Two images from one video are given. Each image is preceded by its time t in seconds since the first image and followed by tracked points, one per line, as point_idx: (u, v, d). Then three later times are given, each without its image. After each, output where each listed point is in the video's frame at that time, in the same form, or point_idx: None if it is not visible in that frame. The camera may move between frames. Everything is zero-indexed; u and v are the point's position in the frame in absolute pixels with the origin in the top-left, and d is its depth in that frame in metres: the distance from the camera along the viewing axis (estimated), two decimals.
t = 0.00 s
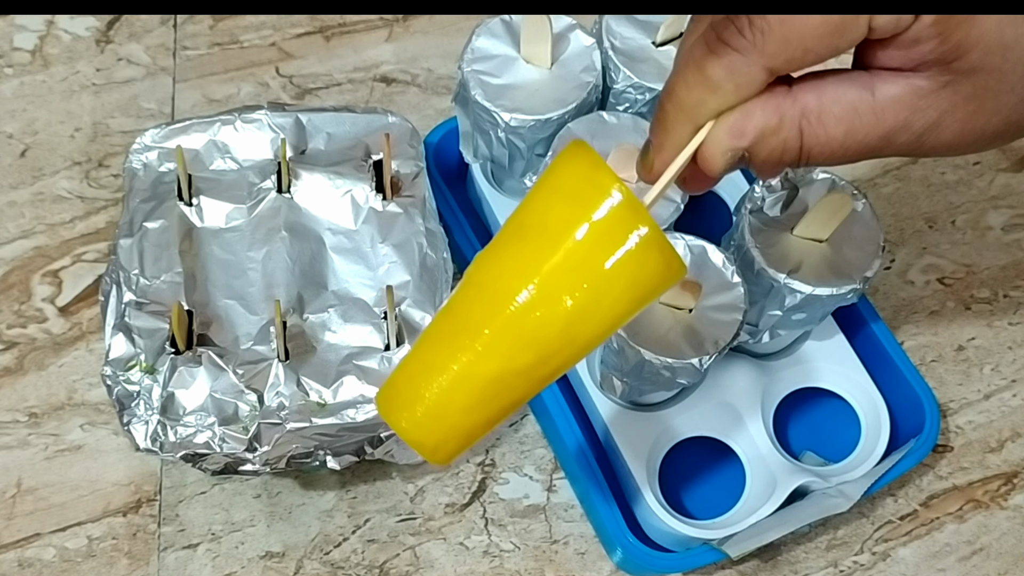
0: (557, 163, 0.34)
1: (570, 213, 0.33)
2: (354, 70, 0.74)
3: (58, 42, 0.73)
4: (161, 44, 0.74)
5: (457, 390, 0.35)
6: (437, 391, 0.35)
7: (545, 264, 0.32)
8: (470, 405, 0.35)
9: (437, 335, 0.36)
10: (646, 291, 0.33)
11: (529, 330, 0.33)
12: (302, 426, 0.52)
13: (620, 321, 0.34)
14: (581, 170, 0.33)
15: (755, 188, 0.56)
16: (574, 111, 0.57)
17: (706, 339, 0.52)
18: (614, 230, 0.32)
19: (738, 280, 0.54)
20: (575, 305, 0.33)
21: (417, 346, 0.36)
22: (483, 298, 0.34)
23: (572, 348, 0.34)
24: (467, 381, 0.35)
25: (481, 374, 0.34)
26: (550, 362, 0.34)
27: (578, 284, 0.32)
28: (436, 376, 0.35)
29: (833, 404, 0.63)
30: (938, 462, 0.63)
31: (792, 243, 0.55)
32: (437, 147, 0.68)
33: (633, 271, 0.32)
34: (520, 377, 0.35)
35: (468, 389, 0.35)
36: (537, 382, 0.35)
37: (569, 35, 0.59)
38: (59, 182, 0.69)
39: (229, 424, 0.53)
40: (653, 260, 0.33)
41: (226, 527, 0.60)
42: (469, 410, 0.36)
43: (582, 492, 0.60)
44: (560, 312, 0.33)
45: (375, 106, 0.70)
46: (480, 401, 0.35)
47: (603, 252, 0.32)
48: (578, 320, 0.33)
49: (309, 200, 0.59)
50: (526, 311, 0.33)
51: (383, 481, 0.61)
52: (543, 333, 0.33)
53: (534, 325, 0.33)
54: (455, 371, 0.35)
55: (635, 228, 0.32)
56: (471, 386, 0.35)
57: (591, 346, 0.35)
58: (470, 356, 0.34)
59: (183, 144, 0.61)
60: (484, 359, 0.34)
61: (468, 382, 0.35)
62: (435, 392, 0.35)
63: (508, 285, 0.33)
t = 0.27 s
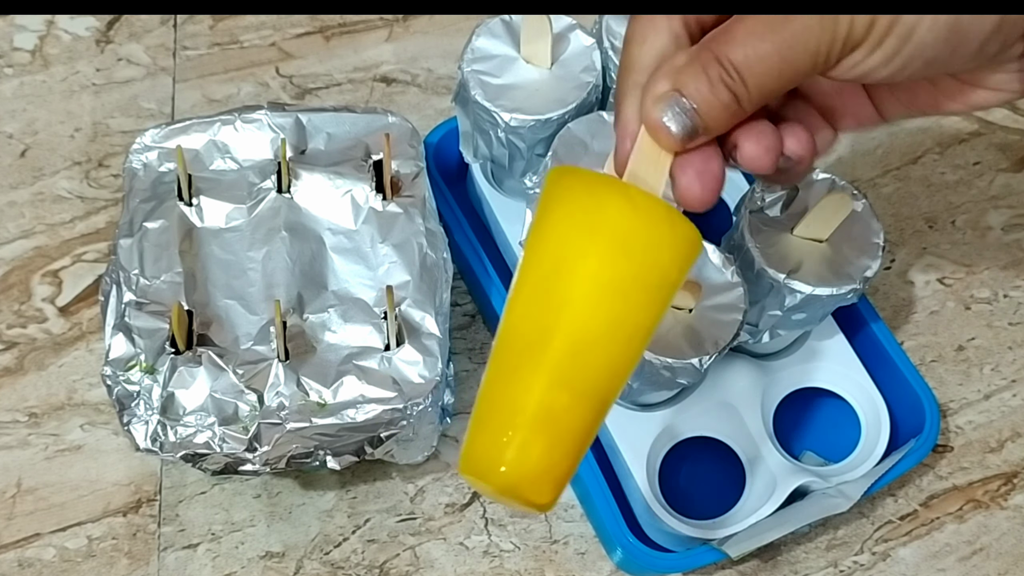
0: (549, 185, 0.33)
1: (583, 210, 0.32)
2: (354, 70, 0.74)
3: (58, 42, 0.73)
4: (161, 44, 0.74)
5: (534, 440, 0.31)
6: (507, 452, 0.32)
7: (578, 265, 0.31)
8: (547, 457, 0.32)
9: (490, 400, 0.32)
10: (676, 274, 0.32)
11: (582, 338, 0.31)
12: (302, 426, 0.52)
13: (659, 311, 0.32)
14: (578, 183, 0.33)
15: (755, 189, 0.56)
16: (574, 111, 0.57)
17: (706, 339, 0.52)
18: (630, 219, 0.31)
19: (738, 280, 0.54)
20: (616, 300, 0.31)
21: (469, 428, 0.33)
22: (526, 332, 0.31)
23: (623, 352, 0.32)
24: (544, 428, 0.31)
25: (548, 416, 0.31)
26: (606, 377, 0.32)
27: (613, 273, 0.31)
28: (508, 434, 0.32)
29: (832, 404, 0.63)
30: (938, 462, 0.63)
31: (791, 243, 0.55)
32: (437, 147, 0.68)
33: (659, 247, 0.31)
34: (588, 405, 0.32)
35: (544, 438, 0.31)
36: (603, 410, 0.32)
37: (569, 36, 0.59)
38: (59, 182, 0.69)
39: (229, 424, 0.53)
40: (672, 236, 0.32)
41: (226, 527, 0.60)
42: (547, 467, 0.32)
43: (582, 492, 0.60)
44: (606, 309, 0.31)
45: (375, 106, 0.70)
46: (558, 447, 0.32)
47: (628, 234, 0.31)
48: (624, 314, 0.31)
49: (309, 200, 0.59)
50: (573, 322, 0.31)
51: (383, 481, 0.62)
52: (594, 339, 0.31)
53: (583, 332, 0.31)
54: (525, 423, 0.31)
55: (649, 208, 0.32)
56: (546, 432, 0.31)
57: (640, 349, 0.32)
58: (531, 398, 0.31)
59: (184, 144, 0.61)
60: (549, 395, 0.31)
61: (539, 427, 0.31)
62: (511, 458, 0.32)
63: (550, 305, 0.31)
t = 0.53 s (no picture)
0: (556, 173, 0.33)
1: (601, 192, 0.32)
2: (354, 70, 0.74)
3: (58, 42, 0.73)
4: (161, 44, 0.74)
5: (507, 389, 0.30)
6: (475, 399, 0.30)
7: (586, 239, 0.31)
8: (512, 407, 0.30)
9: (462, 347, 0.30)
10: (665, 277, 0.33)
11: (576, 306, 0.30)
12: (302, 426, 0.52)
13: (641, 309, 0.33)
14: (598, 168, 0.33)
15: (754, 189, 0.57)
16: (574, 111, 0.57)
17: (706, 339, 0.52)
18: (640, 208, 0.32)
19: (737, 279, 0.54)
20: (615, 278, 0.31)
21: (433, 372, 0.31)
22: (522, 290, 0.30)
23: (605, 336, 0.31)
24: (514, 373, 0.30)
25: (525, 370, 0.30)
26: (585, 355, 0.31)
27: (619, 252, 0.31)
28: (479, 380, 0.30)
29: (833, 403, 0.63)
30: (938, 462, 0.63)
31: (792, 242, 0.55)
32: (437, 147, 0.68)
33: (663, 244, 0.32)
34: (562, 374, 0.31)
35: (518, 388, 0.30)
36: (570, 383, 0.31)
37: (569, 35, 0.59)
38: (59, 182, 0.69)
39: (229, 424, 0.53)
40: (673, 235, 0.33)
41: (226, 527, 0.60)
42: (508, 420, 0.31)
43: (582, 492, 0.60)
44: (599, 279, 0.31)
45: (375, 106, 0.70)
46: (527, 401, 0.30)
47: (635, 223, 0.32)
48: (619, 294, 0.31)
49: (309, 200, 0.59)
50: (572, 289, 0.30)
51: (383, 481, 0.62)
52: (589, 306, 0.30)
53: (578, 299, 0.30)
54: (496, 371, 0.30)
55: (657, 205, 0.33)
56: (520, 383, 0.30)
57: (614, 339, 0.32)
58: (513, 347, 0.30)
59: (184, 144, 0.61)
60: (530, 348, 0.30)
61: (516, 377, 0.30)
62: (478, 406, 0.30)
63: (551, 270, 0.31)
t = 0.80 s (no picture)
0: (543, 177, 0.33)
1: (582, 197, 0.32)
2: (354, 70, 0.74)
3: (58, 42, 0.73)
4: (161, 44, 0.74)
5: (476, 389, 0.30)
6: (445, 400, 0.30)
7: (563, 243, 0.31)
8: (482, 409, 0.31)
9: (435, 350, 0.31)
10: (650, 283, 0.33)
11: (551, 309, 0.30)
12: (302, 426, 0.52)
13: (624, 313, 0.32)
14: (584, 171, 0.33)
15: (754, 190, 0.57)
16: (574, 111, 0.57)
17: (706, 339, 0.52)
18: (623, 211, 0.32)
19: (738, 279, 0.54)
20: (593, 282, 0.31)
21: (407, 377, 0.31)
22: (496, 293, 0.31)
23: (582, 339, 0.31)
24: (489, 379, 0.30)
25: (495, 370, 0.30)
26: (560, 358, 0.31)
27: (596, 255, 0.31)
28: (449, 382, 0.30)
29: (833, 403, 0.63)
30: (938, 462, 0.63)
31: (792, 242, 0.55)
32: (437, 147, 0.68)
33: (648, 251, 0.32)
34: (536, 375, 0.31)
35: (487, 390, 0.30)
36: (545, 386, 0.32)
37: (569, 35, 0.59)
38: (59, 182, 0.69)
39: (228, 424, 0.53)
40: (659, 240, 0.32)
41: (226, 527, 0.60)
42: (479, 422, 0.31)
43: (582, 492, 0.60)
44: (577, 285, 0.31)
45: (375, 106, 0.70)
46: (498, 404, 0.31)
47: (617, 227, 0.32)
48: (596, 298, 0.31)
49: (309, 200, 0.59)
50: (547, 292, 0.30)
51: (383, 481, 0.62)
52: (563, 309, 0.30)
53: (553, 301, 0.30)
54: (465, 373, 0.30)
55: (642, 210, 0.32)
56: (490, 384, 0.30)
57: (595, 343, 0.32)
58: (483, 349, 0.30)
59: (184, 144, 0.61)
60: (500, 350, 0.30)
61: (485, 378, 0.30)
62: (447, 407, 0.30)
63: (527, 274, 0.31)
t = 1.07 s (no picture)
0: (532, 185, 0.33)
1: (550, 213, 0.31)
2: (354, 70, 0.74)
3: (58, 42, 0.73)
4: (161, 44, 0.74)
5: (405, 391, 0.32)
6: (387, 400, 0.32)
7: (523, 265, 0.31)
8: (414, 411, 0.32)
9: (392, 358, 0.32)
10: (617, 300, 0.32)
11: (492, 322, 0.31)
12: (302, 426, 0.52)
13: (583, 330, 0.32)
14: (561, 182, 0.32)
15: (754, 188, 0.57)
16: (574, 111, 0.57)
17: (706, 339, 0.52)
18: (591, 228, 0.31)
19: (738, 279, 0.54)
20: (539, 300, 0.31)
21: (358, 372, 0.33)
22: (445, 304, 0.32)
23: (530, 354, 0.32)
24: (431, 395, 0.31)
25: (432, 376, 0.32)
26: (501, 370, 0.32)
27: (557, 279, 0.31)
28: (388, 387, 0.32)
29: (833, 403, 0.63)
30: (938, 462, 0.63)
31: (792, 242, 0.55)
32: (437, 147, 0.68)
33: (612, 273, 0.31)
34: (476, 386, 0.32)
35: (421, 396, 0.32)
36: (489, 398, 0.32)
37: (569, 35, 0.59)
38: (59, 182, 0.69)
39: (229, 424, 0.53)
40: (628, 259, 0.31)
41: (226, 527, 0.60)
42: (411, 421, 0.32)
43: (581, 492, 0.60)
44: (533, 309, 0.31)
45: (375, 106, 0.70)
46: (433, 410, 0.32)
47: (585, 245, 0.31)
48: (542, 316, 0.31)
49: (309, 200, 0.59)
50: (491, 305, 0.31)
51: (383, 481, 0.62)
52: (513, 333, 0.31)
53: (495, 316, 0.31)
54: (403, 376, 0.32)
55: (616, 227, 0.31)
56: (425, 392, 0.32)
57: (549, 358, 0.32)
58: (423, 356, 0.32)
59: (184, 144, 0.61)
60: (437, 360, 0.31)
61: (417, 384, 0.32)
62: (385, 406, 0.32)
63: (477, 289, 0.31)
